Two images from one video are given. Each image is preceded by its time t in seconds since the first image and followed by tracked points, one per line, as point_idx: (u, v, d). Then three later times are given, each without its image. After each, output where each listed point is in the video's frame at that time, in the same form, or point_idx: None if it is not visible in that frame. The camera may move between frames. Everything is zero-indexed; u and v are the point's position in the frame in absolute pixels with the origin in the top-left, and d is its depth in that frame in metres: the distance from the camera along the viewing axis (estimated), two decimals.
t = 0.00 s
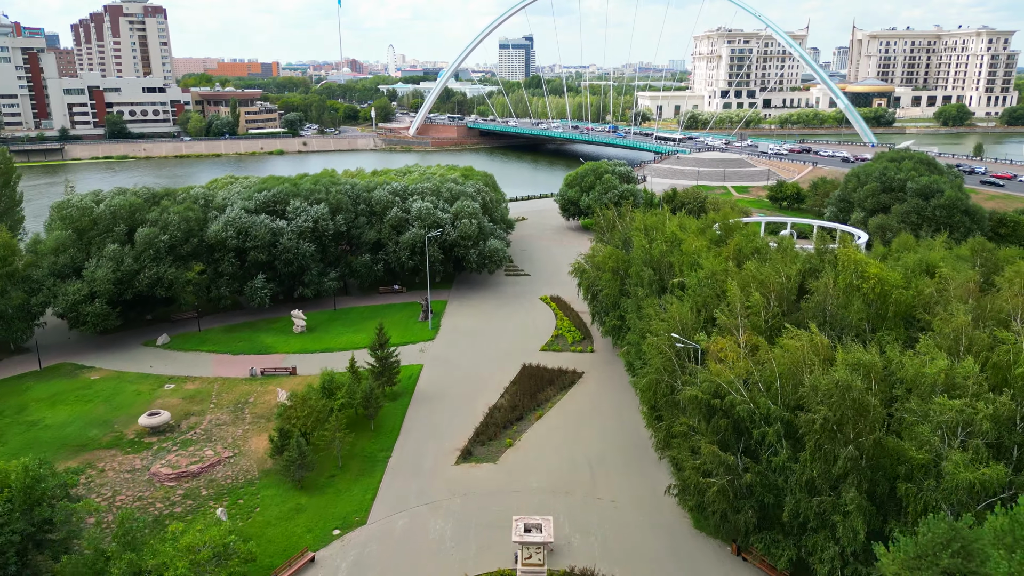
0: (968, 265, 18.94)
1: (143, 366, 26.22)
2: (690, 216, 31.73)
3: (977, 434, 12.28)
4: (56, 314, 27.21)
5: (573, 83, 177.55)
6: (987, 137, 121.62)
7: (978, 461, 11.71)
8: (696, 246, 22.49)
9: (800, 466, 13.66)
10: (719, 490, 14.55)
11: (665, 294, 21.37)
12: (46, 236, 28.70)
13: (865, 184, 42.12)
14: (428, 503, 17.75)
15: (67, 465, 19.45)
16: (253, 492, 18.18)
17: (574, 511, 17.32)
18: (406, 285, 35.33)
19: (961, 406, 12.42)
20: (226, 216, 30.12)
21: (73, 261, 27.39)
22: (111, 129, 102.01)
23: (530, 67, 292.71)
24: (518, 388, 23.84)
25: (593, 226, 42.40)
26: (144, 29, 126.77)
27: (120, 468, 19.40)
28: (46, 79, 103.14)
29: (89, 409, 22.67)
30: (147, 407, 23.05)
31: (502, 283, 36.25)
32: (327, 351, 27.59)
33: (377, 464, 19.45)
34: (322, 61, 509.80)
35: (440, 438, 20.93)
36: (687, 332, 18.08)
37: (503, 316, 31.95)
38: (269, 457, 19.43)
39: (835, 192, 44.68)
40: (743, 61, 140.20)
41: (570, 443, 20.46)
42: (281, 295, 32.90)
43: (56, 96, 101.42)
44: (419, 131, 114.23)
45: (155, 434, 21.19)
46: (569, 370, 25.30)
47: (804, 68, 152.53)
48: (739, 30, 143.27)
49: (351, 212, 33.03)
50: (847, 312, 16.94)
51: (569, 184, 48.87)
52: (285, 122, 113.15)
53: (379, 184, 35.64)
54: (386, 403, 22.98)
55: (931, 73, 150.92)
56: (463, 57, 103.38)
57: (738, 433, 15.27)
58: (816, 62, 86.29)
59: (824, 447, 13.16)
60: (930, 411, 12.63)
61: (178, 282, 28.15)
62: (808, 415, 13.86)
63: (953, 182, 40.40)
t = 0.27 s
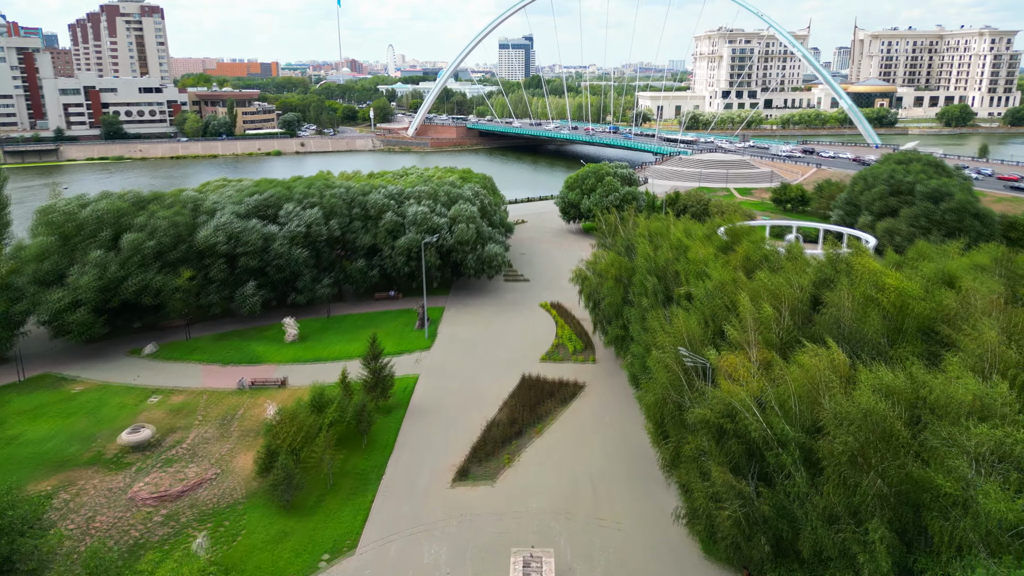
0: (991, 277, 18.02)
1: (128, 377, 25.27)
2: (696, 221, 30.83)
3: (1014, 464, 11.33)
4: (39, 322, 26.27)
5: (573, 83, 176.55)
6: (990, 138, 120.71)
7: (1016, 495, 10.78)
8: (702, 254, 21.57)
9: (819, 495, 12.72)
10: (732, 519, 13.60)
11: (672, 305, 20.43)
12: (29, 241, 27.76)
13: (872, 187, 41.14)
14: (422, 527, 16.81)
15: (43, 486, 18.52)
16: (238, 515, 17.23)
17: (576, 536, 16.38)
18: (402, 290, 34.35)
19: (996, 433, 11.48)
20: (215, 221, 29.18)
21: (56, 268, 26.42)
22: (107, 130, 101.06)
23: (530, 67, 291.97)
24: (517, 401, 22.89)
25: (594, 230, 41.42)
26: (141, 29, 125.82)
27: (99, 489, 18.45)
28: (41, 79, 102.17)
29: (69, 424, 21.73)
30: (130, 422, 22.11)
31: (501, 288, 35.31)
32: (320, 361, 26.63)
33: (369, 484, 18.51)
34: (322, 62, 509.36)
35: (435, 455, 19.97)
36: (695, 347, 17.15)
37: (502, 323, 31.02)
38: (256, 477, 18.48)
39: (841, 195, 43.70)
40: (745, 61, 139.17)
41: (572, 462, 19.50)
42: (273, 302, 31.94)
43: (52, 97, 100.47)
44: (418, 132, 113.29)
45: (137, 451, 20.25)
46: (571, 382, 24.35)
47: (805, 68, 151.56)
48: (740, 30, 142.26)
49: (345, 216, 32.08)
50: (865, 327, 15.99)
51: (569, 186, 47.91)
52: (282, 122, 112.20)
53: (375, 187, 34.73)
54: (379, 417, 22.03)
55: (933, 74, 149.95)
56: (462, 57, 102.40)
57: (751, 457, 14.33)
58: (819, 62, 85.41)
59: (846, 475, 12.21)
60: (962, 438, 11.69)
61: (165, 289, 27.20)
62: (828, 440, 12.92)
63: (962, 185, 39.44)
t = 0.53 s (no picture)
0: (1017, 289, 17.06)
1: (111, 389, 24.29)
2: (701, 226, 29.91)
3: None
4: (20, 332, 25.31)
5: (574, 83, 175.60)
6: (993, 139, 119.75)
7: None
8: (710, 263, 20.61)
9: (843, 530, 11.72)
10: (747, 553, 12.60)
11: (678, 317, 19.46)
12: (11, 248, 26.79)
13: (880, 190, 40.21)
14: (414, 555, 15.82)
15: (15, 509, 17.56)
16: (219, 542, 16.26)
17: (578, 565, 15.39)
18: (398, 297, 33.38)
19: None
20: (204, 227, 28.21)
21: (38, 276, 25.45)
22: (103, 130, 100.09)
23: (530, 67, 291.02)
24: (516, 415, 21.92)
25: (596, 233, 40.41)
26: (137, 29, 124.85)
27: (74, 512, 17.50)
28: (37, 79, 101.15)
29: (47, 440, 20.77)
30: (111, 438, 21.15)
31: (500, 294, 34.34)
32: (311, 372, 25.65)
33: (359, 508, 17.53)
34: (321, 61, 508.36)
35: (430, 475, 18.99)
36: (704, 363, 16.17)
37: (501, 331, 30.05)
38: (240, 500, 17.52)
39: (848, 198, 42.77)
40: (746, 61, 138.13)
41: (573, 482, 18.50)
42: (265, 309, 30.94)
43: (47, 97, 99.49)
44: (416, 132, 112.32)
45: (117, 471, 19.29)
46: (572, 395, 23.37)
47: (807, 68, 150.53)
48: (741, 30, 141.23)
49: (339, 221, 31.11)
50: (886, 343, 15.00)
51: (569, 189, 46.99)
52: (280, 123, 111.22)
53: (370, 191, 33.79)
54: (371, 433, 21.06)
55: (936, 74, 148.95)
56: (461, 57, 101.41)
57: (766, 485, 13.34)
58: (821, 62, 84.49)
59: (873, 510, 11.20)
60: (1001, 470, 10.68)
61: (151, 297, 26.22)
62: (848, 469, 11.97)
63: (973, 188, 38.49)
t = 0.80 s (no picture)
0: None
1: (93, 403, 23.26)
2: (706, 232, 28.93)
3: None
4: None
5: (573, 83, 174.85)
6: (996, 140, 118.83)
7: None
8: (718, 273, 19.61)
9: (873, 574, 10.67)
10: None
11: (685, 331, 18.46)
12: None
13: (889, 193, 39.19)
14: None
15: None
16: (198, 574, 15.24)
17: None
18: (393, 304, 32.36)
19: None
20: (192, 232, 27.17)
21: (18, 284, 24.39)
22: (98, 131, 99.07)
23: (530, 68, 290.41)
24: (514, 432, 20.91)
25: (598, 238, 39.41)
26: (134, 28, 123.84)
27: (45, 540, 16.48)
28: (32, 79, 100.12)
29: (22, 460, 19.81)
30: (89, 456, 20.11)
31: (498, 301, 33.31)
32: (301, 384, 24.63)
33: (348, 534, 16.50)
34: (322, 62, 508.88)
35: (423, 499, 17.94)
36: (716, 383, 15.14)
37: (500, 340, 29.05)
38: (221, 526, 16.47)
39: (856, 202, 41.73)
40: (747, 61, 137.12)
41: (575, 506, 17.49)
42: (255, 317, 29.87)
43: (42, 97, 98.46)
44: (415, 133, 111.36)
45: (93, 493, 18.27)
46: (573, 410, 22.34)
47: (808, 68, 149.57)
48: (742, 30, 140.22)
49: (332, 226, 30.12)
50: (911, 363, 14.00)
51: (570, 192, 46.02)
52: (277, 124, 110.24)
53: (365, 194, 32.84)
54: (362, 451, 20.03)
55: (938, 74, 148.02)
56: (460, 57, 100.44)
57: (786, 519, 12.30)
58: (824, 62, 83.55)
59: (909, 554, 10.15)
60: None
61: (136, 306, 25.18)
62: (878, 507, 10.97)
63: (984, 192, 37.54)
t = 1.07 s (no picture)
0: None
1: (74, 417, 22.33)
2: (711, 238, 28.09)
3: None
4: None
5: (573, 84, 173.94)
6: (1000, 140, 117.98)
7: None
8: (727, 283, 18.69)
9: None
10: None
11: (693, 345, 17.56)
12: None
13: (897, 196, 38.19)
14: None
15: None
16: None
17: None
18: (388, 311, 31.47)
19: None
20: (180, 238, 26.22)
21: None
22: (94, 132, 98.16)
23: (530, 68, 289.64)
24: (513, 449, 20.01)
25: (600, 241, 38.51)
26: (131, 28, 122.91)
27: (16, 567, 15.59)
28: (27, 79, 99.16)
29: None
30: (68, 475, 19.20)
31: (497, 307, 32.39)
32: (292, 396, 23.72)
33: (337, 561, 15.59)
34: (321, 62, 507.92)
35: (417, 521, 17.03)
36: (728, 404, 14.22)
37: (498, 348, 28.14)
38: (202, 553, 15.54)
39: (862, 205, 40.72)
40: (748, 61, 136.20)
41: (578, 530, 16.58)
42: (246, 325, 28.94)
43: (37, 98, 97.55)
44: (414, 134, 110.46)
45: (69, 515, 17.38)
46: (574, 424, 21.46)
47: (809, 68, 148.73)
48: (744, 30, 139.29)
49: (326, 231, 29.21)
50: (937, 384, 13.12)
51: (570, 195, 45.16)
52: (275, 124, 109.33)
53: (359, 198, 31.98)
54: (354, 470, 19.11)
55: (940, 74, 147.22)
56: (459, 57, 99.53)
57: (806, 555, 11.41)
58: (827, 62, 82.67)
59: None
60: None
61: (121, 315, 24.20)
62: (910, 547, 10.07)
63: (995, 195, 36.65)
